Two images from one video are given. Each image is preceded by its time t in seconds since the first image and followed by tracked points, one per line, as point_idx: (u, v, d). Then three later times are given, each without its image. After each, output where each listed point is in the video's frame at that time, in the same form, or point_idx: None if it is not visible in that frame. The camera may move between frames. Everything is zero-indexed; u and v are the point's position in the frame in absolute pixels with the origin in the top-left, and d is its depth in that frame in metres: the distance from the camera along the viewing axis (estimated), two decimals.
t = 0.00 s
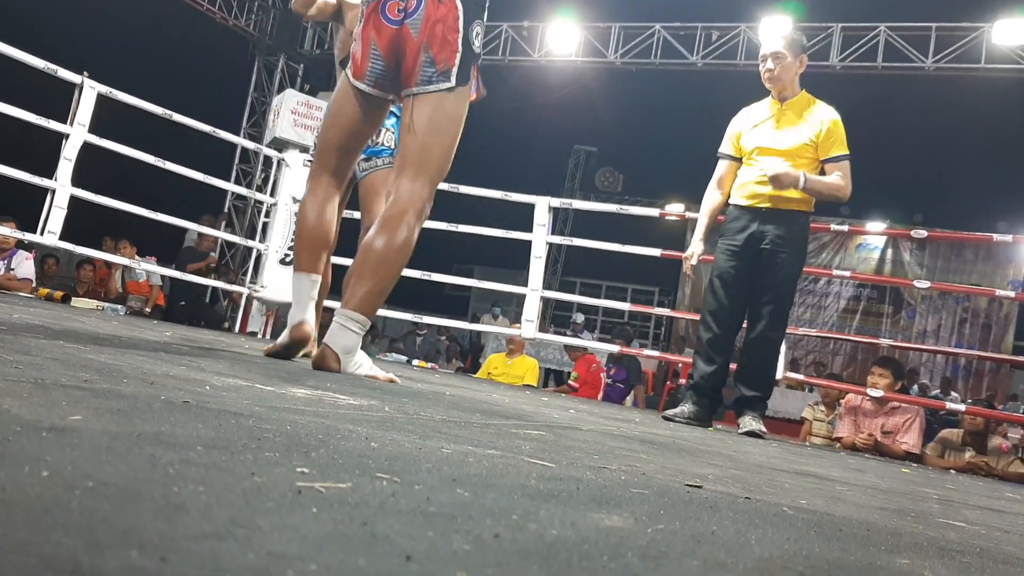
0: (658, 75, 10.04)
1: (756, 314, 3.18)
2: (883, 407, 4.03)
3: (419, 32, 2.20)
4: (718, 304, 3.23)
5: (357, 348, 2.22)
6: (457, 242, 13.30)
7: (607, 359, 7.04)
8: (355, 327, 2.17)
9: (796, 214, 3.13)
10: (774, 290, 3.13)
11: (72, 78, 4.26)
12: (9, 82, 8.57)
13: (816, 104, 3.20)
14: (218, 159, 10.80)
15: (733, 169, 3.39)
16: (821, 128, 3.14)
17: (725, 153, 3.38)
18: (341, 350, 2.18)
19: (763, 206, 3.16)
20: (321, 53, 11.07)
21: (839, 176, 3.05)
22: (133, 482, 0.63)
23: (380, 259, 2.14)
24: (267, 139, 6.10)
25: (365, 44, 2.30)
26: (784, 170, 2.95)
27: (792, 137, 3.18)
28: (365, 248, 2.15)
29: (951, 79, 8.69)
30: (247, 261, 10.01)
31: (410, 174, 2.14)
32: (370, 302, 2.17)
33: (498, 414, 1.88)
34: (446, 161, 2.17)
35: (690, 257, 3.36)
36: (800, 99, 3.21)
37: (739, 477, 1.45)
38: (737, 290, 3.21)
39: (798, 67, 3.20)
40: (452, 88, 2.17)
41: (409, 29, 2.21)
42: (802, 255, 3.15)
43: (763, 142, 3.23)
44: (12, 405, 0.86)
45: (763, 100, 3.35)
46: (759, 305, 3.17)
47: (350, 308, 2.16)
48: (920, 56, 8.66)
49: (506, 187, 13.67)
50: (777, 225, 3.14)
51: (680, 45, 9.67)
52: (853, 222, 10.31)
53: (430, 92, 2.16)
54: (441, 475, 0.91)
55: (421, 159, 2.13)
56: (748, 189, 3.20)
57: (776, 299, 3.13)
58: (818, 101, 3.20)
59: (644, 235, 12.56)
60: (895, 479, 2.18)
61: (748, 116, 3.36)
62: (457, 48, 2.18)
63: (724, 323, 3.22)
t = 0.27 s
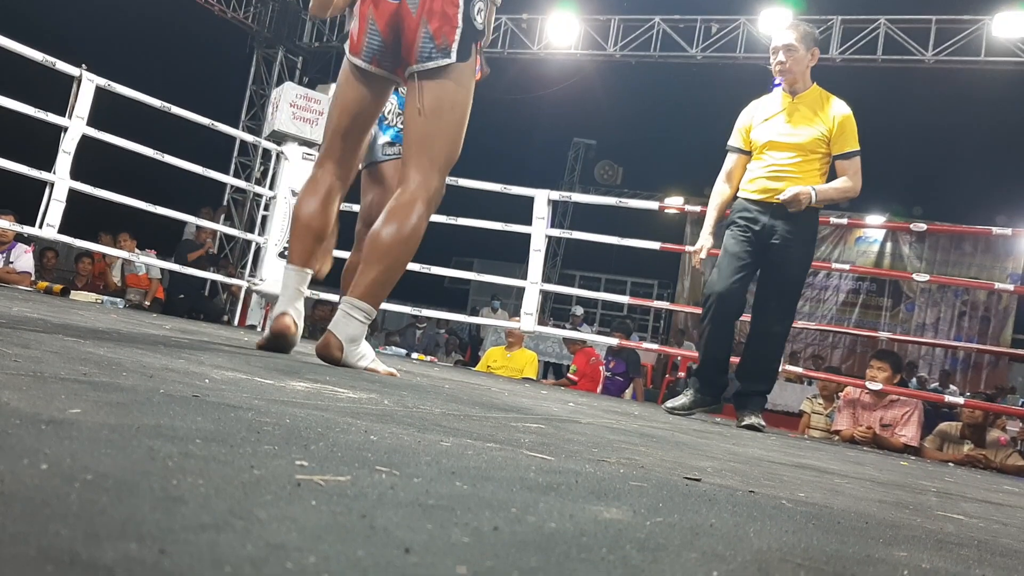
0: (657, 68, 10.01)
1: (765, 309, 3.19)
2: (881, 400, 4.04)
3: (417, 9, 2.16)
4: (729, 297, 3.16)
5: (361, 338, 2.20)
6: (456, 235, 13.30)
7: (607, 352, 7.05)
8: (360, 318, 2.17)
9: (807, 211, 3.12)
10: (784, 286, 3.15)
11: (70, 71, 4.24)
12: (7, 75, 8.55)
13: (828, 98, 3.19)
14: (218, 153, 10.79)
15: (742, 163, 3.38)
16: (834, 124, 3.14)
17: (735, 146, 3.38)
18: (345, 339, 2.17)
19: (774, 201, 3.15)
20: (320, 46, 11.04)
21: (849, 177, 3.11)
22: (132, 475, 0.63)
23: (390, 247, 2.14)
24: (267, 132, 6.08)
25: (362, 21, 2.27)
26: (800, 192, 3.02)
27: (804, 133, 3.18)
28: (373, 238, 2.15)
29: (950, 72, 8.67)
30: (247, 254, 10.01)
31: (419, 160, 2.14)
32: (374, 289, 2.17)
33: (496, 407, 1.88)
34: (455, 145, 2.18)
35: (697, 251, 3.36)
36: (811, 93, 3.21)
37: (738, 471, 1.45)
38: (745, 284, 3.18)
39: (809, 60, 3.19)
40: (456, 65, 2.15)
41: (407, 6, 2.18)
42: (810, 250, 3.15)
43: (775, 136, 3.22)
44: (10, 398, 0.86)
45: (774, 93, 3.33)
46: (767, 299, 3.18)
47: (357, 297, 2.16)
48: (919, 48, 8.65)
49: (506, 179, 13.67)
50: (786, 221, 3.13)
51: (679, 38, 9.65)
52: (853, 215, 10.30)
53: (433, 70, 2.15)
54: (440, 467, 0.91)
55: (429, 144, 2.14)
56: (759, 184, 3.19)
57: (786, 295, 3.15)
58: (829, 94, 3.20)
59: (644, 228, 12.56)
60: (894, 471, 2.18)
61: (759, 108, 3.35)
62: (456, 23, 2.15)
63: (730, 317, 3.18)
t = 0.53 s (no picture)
0: (657, 62, 9.95)
1: (769, 305, 3.20)
2: (880, 395, 4.04)
3: None
4: (740, 290, 3.13)
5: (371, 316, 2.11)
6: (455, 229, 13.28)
7: (606, 347, 7.05)
8: (367, 293, 2.05)
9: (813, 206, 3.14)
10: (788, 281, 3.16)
11: (68, 65, 4.23)
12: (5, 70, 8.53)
13: (829, 89, 3.18)
14: (216, 147, 10.77)
15: (745, 158, 3.36)
16: (835, 116, 3.13)
17: (738, 141, 3.36)
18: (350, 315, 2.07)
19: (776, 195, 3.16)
20: (319, 41, 11.02)
21: (850, 169, 3.10)
22: (133, 470, 0.63)
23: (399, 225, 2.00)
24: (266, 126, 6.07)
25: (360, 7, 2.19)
26: (793, 187, 3.02)
27: (805, 126, 3.17)
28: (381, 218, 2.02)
29: (951, 66, 8.64)
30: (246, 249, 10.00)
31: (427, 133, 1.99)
32: (384, 268, 2.05)
33: (495, 402, 1.88)
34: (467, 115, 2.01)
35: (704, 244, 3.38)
36: (812, 85, 3.20)
37: (737, 465, 1.45)
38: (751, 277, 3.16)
39: (810, 52, 3.18)
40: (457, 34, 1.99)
41: None
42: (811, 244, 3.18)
43: (778, 130, 3.22)
44: (10, 392, 0.86)
45: (776, 86, 3.32)
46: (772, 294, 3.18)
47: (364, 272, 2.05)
48: (920, 43, 8.61)
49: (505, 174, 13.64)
50: (791, 216, 3.14)
51: (679, 32, 9.58)
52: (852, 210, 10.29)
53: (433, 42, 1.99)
54: (439, 462, 0.91)
55: (436, 115, 1.98)
56: (761, 178, 3.19)
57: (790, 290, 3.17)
58: (830, 86, 3.19)
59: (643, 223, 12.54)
60: (893, 466, 2.18)
61: (762, 102, 3.34)
62: None
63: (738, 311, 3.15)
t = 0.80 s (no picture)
0: (656, 58, 9.92)
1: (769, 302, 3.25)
2: (879, 391, 4.07)
3: None
4: (745, 284, 3.15)
5: (429, 324, 1.96)
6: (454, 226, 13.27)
7: (605, 343, 7.05)
8: (425, 296, 1.92)
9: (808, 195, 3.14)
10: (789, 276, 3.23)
11: (67, 61, 4.22)
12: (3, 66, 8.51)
13: (817, 77, 3.18)
14: (215, 143, 10.75)
15: (737, 152, 3.36)
16: (825, 102, 3.12)
17: (728, 137, 3.36)
18: (410, 322, 1.92)
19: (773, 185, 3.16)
20: (318, 37, 11.00)
21: (844, 155, 3.08)
22: (132, 466, 0.63)
23: (438, 229, 1.89)
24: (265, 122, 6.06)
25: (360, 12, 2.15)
26: (789, 188, 2.99)
27: (797, 114, 3.16)
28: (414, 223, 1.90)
29: (951, 63, 8.62)
30: (246, 245, 9.99)
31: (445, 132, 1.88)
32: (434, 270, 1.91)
33: (495, 399, 1.88)
34: (481, 109, 1.92)
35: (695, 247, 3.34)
36: (800, 72, 3.20)
37: (736, 461, 1.45)
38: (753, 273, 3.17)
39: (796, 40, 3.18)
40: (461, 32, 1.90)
41: None
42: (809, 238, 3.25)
43: (768, 121, 3.21)
44: (10, 389, 0.86)
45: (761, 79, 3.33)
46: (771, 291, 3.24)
47: (418, 276, 1.92)
48: (919, 40, 8.60)
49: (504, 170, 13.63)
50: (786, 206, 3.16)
51: (678, 28, 9.51)
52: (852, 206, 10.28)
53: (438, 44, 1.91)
54: (439, 458, 0.91)
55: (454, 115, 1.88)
56: (757, 169, 3.19)
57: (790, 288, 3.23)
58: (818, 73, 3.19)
59: (642, 220, 12.54)
60: (892, 463, 2.18)
61: (749, 96, 3.34)
62: None
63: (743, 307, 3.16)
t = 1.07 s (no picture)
0: (655, 55, 9.86)
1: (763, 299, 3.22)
2: (878, 388, 4.07)
3: None
4: (731, 279, 3.18)
5: (413, 339, 2.01)
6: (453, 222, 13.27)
7: (604, 340, 7.05)
8: (407, 310, 1.97)
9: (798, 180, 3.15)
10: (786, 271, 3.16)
11: (66, 58, 4.21)
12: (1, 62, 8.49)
13: (800, 57, 3.17)
14: (214, 140, 10.73)
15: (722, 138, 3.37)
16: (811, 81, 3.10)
17: (712, 124, 3.37)
18: (393, 340, 1.98)
19: (761, 171, 3.14)
20: (317, 33, 10.96)
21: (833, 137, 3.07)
22: (131, 463, 0.63)
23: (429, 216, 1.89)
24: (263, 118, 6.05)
25: None
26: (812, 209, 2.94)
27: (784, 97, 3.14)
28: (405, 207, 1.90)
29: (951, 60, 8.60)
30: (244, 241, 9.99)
31: (449, 116, 1.88)
32: (420, 280, 1.96)
33: (494, 395, 1.88)
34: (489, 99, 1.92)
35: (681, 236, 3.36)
36: (784, 54, 3.18)
37: (735, 458, 1.46)
38: (742, 270, 3.19)
39: (779, 22, 3.17)
40: (487, 17, 1.90)
41: None
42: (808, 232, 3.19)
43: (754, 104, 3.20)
44: (9, 386, 0.86)
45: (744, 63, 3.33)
46: (768, 291, 3.18)
47: (401, 289, 1.96)
48: (919, 36, 8.56)
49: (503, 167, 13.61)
50: (777, 194, 3.15)
51: (678, 25, 9.42)
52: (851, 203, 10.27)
53: (460, 25, 1.90)
54: (438, 455, 0.91)
55: (459, 100, 1.88)
56: (746, 155, 3.17)
57: (787, 285, 3.15)
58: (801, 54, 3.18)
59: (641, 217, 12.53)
60: (890, 459, 2.18)
61: (732, 81, 3.34)
62: None
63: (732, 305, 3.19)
